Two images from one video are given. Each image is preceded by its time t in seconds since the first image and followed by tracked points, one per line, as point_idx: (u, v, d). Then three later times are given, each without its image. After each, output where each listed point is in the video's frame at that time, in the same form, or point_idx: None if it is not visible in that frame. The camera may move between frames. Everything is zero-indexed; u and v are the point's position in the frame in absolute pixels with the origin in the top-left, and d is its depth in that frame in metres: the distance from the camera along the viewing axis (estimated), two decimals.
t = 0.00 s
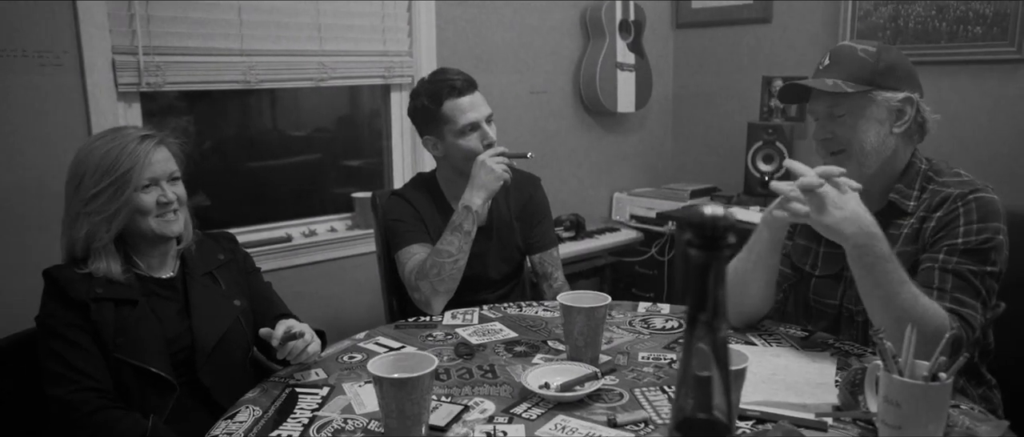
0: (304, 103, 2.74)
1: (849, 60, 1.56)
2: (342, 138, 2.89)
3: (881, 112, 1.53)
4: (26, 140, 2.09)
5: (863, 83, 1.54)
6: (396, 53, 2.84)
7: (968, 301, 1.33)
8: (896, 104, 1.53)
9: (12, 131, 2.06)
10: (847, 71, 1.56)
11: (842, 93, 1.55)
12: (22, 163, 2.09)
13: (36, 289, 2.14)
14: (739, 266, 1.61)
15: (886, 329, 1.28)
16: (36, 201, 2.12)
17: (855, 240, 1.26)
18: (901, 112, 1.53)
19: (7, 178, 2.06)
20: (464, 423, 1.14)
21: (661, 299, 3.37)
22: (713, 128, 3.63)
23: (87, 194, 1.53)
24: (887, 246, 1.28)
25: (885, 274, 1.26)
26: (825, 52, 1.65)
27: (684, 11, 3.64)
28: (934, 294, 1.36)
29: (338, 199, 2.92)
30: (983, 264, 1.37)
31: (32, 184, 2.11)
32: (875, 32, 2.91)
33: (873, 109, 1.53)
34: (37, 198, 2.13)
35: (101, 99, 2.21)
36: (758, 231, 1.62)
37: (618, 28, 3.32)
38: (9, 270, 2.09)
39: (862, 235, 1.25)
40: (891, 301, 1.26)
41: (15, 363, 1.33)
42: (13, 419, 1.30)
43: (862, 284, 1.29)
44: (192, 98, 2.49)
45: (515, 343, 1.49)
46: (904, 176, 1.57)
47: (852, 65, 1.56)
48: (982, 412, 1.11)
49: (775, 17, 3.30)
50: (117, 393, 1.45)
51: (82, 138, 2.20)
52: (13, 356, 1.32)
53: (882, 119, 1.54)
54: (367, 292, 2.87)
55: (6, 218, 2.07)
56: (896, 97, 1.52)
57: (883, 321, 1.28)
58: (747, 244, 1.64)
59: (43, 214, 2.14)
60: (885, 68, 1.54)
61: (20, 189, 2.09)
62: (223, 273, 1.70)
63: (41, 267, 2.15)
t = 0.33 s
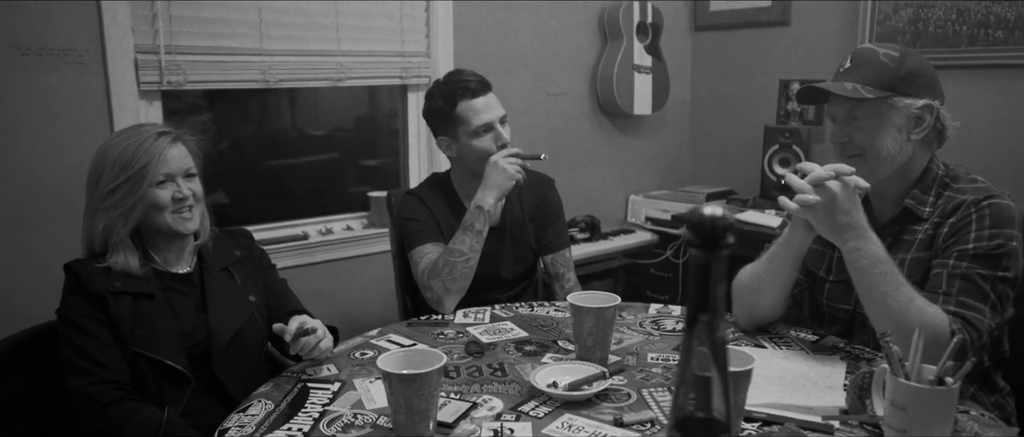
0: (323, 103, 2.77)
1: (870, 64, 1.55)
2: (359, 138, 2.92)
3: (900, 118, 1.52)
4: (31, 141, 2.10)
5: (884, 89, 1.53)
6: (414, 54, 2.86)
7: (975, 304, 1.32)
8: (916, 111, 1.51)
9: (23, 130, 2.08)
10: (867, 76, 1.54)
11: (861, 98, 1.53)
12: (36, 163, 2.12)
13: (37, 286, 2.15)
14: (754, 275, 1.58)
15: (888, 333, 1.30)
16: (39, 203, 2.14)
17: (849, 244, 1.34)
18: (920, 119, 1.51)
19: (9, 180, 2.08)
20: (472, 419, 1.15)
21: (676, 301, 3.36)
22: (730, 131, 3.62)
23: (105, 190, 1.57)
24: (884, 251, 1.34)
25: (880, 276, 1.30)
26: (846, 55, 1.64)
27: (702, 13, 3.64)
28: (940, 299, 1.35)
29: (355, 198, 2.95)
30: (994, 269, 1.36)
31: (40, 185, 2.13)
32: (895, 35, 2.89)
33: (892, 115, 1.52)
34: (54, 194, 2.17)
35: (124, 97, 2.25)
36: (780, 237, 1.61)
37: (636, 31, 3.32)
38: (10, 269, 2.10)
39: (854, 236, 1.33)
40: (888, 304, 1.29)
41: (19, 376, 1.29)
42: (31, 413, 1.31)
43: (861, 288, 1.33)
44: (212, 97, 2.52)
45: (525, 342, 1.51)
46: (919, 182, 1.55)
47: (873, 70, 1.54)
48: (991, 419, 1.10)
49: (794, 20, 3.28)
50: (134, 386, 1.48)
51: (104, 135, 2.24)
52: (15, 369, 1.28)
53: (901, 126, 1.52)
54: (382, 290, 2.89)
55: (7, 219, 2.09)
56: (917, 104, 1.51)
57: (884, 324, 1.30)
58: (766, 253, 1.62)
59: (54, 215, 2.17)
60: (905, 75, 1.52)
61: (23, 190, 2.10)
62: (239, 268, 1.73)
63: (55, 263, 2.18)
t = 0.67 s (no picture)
0: (338, 105, 2.80)
1: (882, 69, 1.53)
2: (374, 141, 2.94)
3: (912, 124, 1.51)
4: (31, 143, 2.12)
5: (896, 94, 1.52)
6: (428, 57, 2.88)
7: (986, 310, 1.31)
8: (929, 116, 1.50)
9: (37, 130, 2.12)
10: (880, 81, 1.53)
11: (873, 103, 1.52)
12: (51, 163, 2.16)
13: (39, 285, 2.17)
14: (762, 279, 1.58)
15: (897, 338, 1.29)
16: (40, 204, 2.16)
17: (860, 248, 1.32)
18: (933, 124, 1.50)
19: (12, 180, 2.11)
20: (478, 421, 1.16)
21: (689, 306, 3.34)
22: (745, 135, 3.60)
23: (118, 189, 1.59)
24: (895, 255, 1.32)
25: (892, 281, 1.29)
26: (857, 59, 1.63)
27: (717, 17, 3.62)
28: (951, 304, 1.34)
29: (368, 200, 2.96)
30: (1005, 275, 1.35)
31: (45, 187, 2.16)
32: (911, 39, 2.86)
33: (904, 121, 1.51)
34: (65, 194, 2.20)
35: (141, 99, 2.28)
36: (788, 238, 1.60)
37: (650, 34, 3.31)
38: (10, 269, 2.13)
39: (865, 240, 1.32)
40: (898, 310, 1.28)
41: (24, 379, 1.30)
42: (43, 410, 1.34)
43: (872, 292, 1.32)
44: (228, 99, 2.55)
45: (534, 345, 1.51)
46: (932, 188, 1.54)
47: (885, 75, 1.53)
48: (1001, 425, 1.09)
49: (810, 24, 3.26)
50: (146, 384, 1.50)
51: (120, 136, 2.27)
52: (17, 374, 1.29)
53: (913, 132, 1.51)
54: (394, 292, 2.90)
55: (7, 221, 2.11)
56: (929, 109, 1.50)
57: (894, 330, 1.29)
58: (775, 256, 1.62)
59: (53, 217, 2.19)
60: (918, 79, 1.51)
61: (22, 192, 2.13)
62: (250, 268, 1.74)
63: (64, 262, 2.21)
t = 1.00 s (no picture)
0: (339, 105, 2.80)
1: (880, 70, 1.53)
2: (375, 140, 2.94)
3: (909, 125, 1.50)
4: (33, 143, 2.13)
5: (893, 96, 1.51)
6: (428, 57, 2.87)
7: (983, 313, 1.30)
8: (926, 118, 1.49)
9: (36, 128, 2.12)
10: (877, 83, 1.52)
11: (870, 105, 1.52)
12: (50, 161, 2.16)
13: (38, 283, 2.18)
14: (759, 281, 1.57)
15: (893, 341, 1.28)
16: (38, 202, 2.16)
17: (855, 249, 1.32)
18: (931, 126, 1.49)
19: (11, 177, 2.11)
20: (471, 421, 1.15)
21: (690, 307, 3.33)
22: (746, 136, 3.59)
23: (111, 190, 1.59)
24: (891, 257, 1.32)
25: (888, 283, 1.29)
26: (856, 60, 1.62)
27: (720, 17, 3.62)
28: (948, 307, 1.33)
29: (368, 200, 2.96)
30: (1003, 278, 1.34)
31: (44, 186, 2.16)
32: (914, 40, 2.85)
33: (902, 123, 1.50)
34: (64, 192, 2.20)
35: (140, 97, 2.29)
36: (785, 239, 1.60)
37: (652, 34, 3.31)
38: (10, 269, 2.13)
39: (862, 241, 1.31)
40: (895, 312, 1.28)
41: (20, 376, 1.31)
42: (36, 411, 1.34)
43: (868, 294, 1.31)
44: (227, 98, 2.56)
45: (530, 345, 1.50)
46: (930, 189, 1.53)
47: (882, 77, 1.52)
48: (997, 429, 1.08)
49: (812, 25, 3.25)
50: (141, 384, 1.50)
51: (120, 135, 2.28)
52: (16, 370, 1.30)
53: (911, 134, 1.50)
54: (394, 292, 2.90)
55: (8, 220, 2.12)
56: (926, 111, 1.49)
57: (890, 332, 1.29)
58: (772, 257, 1.61)
59: (54, 216, 2.19)
60: (916, 81, 1.50)
61: (23, 191, 2.13)
62: (246, 267, 1.75)
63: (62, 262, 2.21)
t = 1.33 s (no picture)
0: (339, 105, 2.79)
1: (878, 70, 1.52)
2: (375, 141, 2.93)
3: (908, 125, 1.49)
4: (33, 144, 2.13)
5: (891, 95, 1.50)
6: (428, 57, 2.86)
7: (982, 315, 1.29)
8: (925, 118, 1.48)
9: (34, 129, 2.12)
10: (875, 82, 1.51)
11: (868, 105, 1.51)
12: (49, 162, 2.16)
13: (37, 284, 2.18)
14: (757, 282, 1.56)
15: (892, 343, 1.27)
16: (36, 203, 2.16)
17: (855, 252, 1.31)
18: (930, 127, 1.48)
19: (8, 179, 2.11)
20: (466, 425, 1.15)
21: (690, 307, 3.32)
22: (748, 136, 3.58)
23: (105, 195, 1.59)
24: (892, 260, 1.30)
25: (888, 285, 1.28)
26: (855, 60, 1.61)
27: (721, 16, 3.60)
28: (947, 309, 1.32)
29: (368, 200, 2.96)
30: (1002, 279, 1.33)
31: (44, 186, 2.16)
32: (915, 39, 2.84)
33: (900, 122, 1.49)
34: (62, 194, 2.20)
35: (138, 98, 2.28)
36: (783, 240, 1.59)
37: (652, 34, 3.29)
38: (10, 268, 2.13)
39: (860, 243, 1.30)
40: (893, 315, 1.27)
41: (18, 376, 1.30)
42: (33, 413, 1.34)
43: (867, 296, 1.30)
44: (226, 99, 2.55)
45: (527, 347, 1.50)
46: (929, 190, 1.52)
47: (880, 76, 1.51)
48: (996, 432, 1.07)
49: (813, 24, 3.24)
50: (139, 388, 1.50)
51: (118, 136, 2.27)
52: (15, 368, 1.29)
53: (910, 133, 1.49)
54: (393, 292, 2.90)
55: (8, 220, 2.12)
56: (925, 111, 1.47)
57: (889, 335, 1.27)
58: (770, 258, 1.61)
59: (53, 216, 2.19)
60: (915, 81, 1.49)
61: (22, 192, 2.13)
62: (246, 269, 1.74)
63: (62, 262, 2.21)
